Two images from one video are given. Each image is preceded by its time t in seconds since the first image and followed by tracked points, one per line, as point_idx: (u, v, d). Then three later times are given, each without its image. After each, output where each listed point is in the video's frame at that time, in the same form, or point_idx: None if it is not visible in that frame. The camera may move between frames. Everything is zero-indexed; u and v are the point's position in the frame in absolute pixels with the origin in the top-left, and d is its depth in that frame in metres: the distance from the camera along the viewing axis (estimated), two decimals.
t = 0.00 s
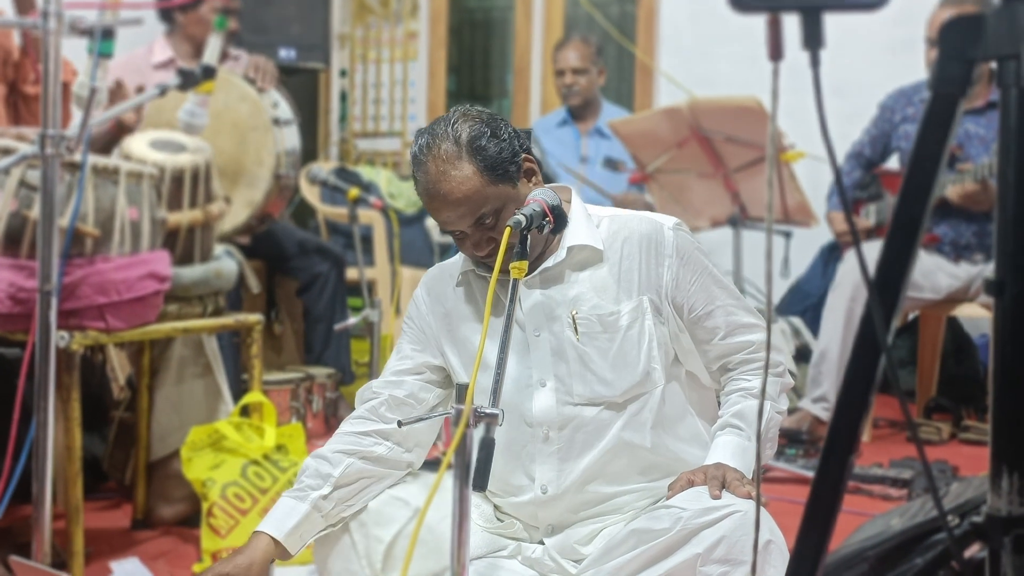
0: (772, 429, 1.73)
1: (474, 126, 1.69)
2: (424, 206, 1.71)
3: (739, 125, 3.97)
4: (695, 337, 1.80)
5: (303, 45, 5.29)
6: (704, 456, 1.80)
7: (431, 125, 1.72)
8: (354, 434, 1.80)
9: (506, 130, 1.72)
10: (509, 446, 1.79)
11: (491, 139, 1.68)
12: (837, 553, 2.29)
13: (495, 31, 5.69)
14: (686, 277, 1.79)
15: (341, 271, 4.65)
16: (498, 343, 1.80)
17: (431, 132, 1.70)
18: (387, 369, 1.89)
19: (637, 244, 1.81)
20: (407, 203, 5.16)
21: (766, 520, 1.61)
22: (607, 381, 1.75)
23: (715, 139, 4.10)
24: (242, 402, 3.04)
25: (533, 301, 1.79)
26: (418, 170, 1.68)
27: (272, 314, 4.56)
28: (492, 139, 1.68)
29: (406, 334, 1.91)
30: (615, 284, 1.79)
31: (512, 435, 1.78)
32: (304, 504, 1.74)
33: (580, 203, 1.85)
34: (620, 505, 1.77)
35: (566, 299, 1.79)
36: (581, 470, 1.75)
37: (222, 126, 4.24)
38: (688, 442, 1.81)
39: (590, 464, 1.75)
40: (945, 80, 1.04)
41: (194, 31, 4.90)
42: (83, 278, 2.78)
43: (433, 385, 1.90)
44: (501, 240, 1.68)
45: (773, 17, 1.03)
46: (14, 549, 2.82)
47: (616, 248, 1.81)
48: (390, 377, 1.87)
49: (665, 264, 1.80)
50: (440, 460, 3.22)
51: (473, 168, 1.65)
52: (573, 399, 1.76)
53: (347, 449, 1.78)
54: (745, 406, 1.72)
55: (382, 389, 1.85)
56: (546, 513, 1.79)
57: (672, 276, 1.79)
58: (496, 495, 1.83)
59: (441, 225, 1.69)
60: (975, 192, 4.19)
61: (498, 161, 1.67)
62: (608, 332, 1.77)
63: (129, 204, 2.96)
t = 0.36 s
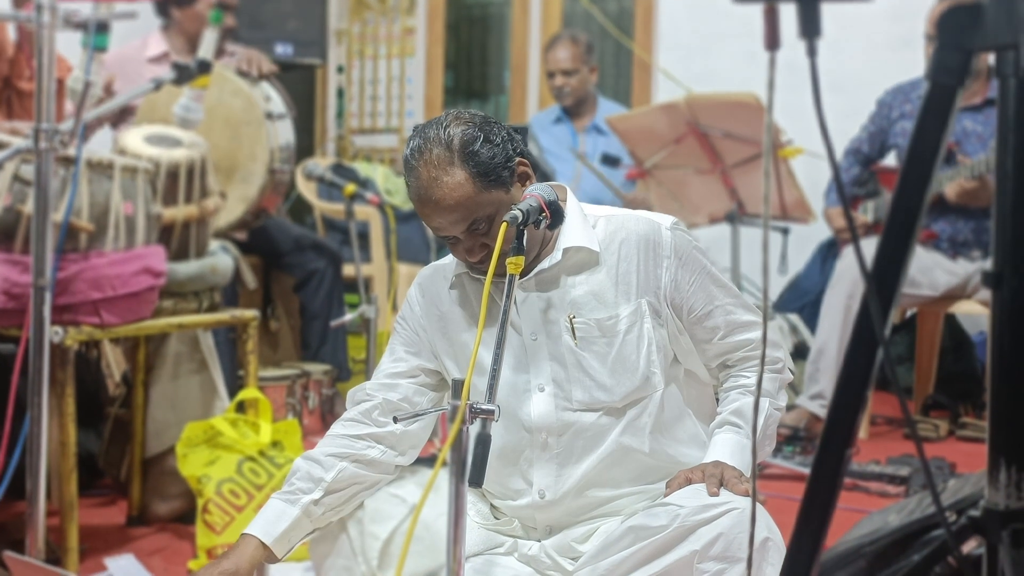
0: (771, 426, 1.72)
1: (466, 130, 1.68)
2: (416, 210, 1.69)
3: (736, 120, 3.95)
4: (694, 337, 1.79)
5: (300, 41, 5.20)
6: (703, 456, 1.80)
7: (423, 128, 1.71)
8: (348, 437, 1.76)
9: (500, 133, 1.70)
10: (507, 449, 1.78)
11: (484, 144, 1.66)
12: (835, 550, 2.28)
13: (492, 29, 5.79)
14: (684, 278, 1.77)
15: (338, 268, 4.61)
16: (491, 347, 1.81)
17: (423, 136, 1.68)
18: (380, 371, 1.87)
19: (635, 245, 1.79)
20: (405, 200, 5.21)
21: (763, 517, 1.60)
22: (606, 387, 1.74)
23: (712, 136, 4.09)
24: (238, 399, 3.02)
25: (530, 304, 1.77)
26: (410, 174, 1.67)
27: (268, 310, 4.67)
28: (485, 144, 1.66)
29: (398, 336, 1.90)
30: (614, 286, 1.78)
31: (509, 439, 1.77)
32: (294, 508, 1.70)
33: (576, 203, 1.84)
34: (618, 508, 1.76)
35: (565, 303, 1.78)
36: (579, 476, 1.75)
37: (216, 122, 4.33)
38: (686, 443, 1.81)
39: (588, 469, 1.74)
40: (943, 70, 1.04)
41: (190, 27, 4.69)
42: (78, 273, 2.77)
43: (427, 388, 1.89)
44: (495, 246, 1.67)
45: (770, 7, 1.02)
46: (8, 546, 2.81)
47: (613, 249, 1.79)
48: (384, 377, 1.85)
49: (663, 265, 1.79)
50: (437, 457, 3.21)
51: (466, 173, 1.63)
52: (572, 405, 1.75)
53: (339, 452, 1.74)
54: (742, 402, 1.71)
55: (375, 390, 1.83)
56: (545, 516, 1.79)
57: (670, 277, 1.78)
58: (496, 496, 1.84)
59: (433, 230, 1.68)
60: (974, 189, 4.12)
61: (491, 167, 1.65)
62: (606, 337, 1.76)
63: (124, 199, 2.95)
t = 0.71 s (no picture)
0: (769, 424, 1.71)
1: (462, 129, 1.67)
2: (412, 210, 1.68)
3: (734, 117, 3.94)
4: (692, 334, 1.79)
5: (297, 37, 5.17)
6: (701, 454, 1.79)
7: (418, 128, 1.70)
8: (342, 434, 1.75)
9: (495, 133, 1.69)
10: (505, 446, 1.78)
11: (480, 143, 1.65)
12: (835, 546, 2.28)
13: (490, 24, 5.85)
14: (684, 275, 1.77)
15: (335, 264, 4.63)
16: (489, 345, 1.80)
17: (418, 135, 1.67)
18: (376, 369, 1.86)
19: (634, 243, 1.78)
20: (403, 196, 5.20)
21: (763, 514, 1.60)
22: (605, 384, 1.73)
23: (711, 131, 4.08)
24: (235, 395, 3.01)
25: (528, 302, 1.77)
26: (406, 174, 1.66)
27: (265, 306, 4.64)
28: (481, 142, 1.65)
29: (394, 334, 1.89)
30: (613, 284, 1.77)
31: (507, 437, 1.77)
32: (288, 502, 1.69)
33: (574, 201, 1.84)
34: (616, 505, 1.75)
35: (564, 300, 1.77)
36: (577, 473, 1.74)
37: (214, 117, 4.31)
38: (684, 441, 1.80)
39: (586, 466, 1.73)
40: (945, 62, 1.03)
41: (187, 22, 4.69)
42: (74, 269, 2.76)
43: (423, 386, 1.88)
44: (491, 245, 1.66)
45: None
46: (3, 542, 2.80)
47: (612, 247, 1.79)
48: (380, 375, 1.85)
49: (662, 262, 1.78)
50: (434, 453, 3.20)
51: (462, 173, 1.62)
52: (571, 403, 1.74)
53: (334, 447, 1.73)
54: (740, 399, 1.71)
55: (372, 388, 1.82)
56: (543, 512, 1.78)
57: (669, 275, 1.77)
58: (493, 493, 1.83)
59: (429, 230, 1.67)
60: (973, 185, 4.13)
61: (487, 166, 1.64)
62: (605, 335, 1.75)
63: (120, 194, 2.94)
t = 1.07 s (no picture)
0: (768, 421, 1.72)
1: (457, 127, 1.66)
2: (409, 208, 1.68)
3: (731, 113, 4.00)
4: (689, 331, 1.79)
5: (295, 33, 5.20)
6: (699, 450, 1.79)
7: (413, 126, 1.69)
8: (339, 431, 1.75)
9: (491, 130, 1.69)
10: (503, 443, 1.77)
11: (476, 141, 1.65)
12: (832, 543, 2.28)
13: (489, 20, 5.70)
14: (681, 271, 1.77)
15: (332, 261, 4.64)
16: (487, 342, 1.79)
17: (414, 134, 1.67)
18: (373, 366, 1.86)
19: (631, 239, 1.78)
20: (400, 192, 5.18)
21: (763, 510, 1.59)
22: (603, 381, 1.72)
23: (709, 128, 4.10)
24: (232, 391, 3.00)
25: (525, 298, 1.76)
26: (402, 173, 1.65)
27: (263, 302, 4.57)
28: (477, 140, 1.65)
29: (391, 331, 1.89)
30: (610, 280, 1.76)
31: (505, 433, 1.77)
32: (284, 499, 1.68)
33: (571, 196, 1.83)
34: (613, 501, 1.75)
35: (561, 297, 1.77)
36: (575, 470, 1.73)
37: (212, 113, 4.23)
38: (682, 437, 1.79)
39: (583, 463, 1.73)
40: (952, 55, 1.03)
41: (185, 17, 4.69)
42: (71, 264, 2.75)
43: (420, 383, 1.88)
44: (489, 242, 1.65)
45: None
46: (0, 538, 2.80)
47: (609, 244, 1.78)
48: (376, 372, 1.84)
49: (659, 258, 1.78)
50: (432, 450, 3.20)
51: (458, 170, 1.62)
52: (569, 400, 1.74)
53: (331, 445, 1.73)
54: (738, 395, 1.71)
55: (370, 386, 1.81)
56: (540, 509, 1.78)
57: (667, 271, 1.77)
58: (491, 490, 1.83)
59: (426, 228, 1.66)
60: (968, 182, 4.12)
61: (483, 164, 1.63)
62: (603, 331, 1.75)
63: (117, 189, 2.94)
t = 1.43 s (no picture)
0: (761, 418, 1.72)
1: (449, 121, 1.65)
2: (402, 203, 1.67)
3: (728, 109, 3.95)
4: (684, 326, 1.79)
5: (291, 27, 5.19)
6: (694, 445, 1.79)
7: (406, 121, 1.68)
8: (333, 427, 1.74)
9: (483, 125, 1.68)
10: (497, 439, 1.77)
11: (468, 135, 1.64)
12: (827, 538, 2.28)
13: (484, 16, 5.67)
14: (675, 266, 1.77)
15: (328, 256, 4.61)
16: (482, 338, 1.78)
17: (406, 129, 1.66)
18: (367, 362, 1.85)
19: (625, 233, 1.78)
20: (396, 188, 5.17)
21: (757, 505, 1.59)
22: (597, 376, 1.72)
23: (705, 123, 4.08)
24: (228, 386, 3.00)
25: (520, 293, 1.76)
26: (395, 168, 1.65)
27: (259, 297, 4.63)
28: (469, 134, 1.64)
29: (385, 327, 1.88)
30: (604, 275, 1.76)
31: (499, 428, 1.76)
32: (278, 495, 1.68)
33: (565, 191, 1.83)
34: (608, 496, 1.75)
35: (555, 291, 1.76)
36: (569, 465, 1.73)
37: (207, 107, 4.28)
38: (677, 432, 1.79)
39: (578, 458, 1.73)
40: (946, 46, 1.03)
41: (176, 9, 4.62)
42: (65, 259, 2.75)
43: (415, 378, 1.87)
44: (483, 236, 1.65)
45: None
46: None
47: (603, 239, 1.77)
48: (370, 367, 1.84)
49: (653, 253, 1.78)
50: (428, 446, 3.19)
51: (451, 166, 1.61)
52: (563, 395, 1.74)
53: (325, 440, 1.73)
54: (732, 391, 1.71)
55: (365, 381, 1.81)
56: (535, 503, 1.78)
57: (660, 266, 1.77)
58: (485, 484, 1.83)
59: (419, 223, 1.66)
60: (966, 178, 4.10)
61: (476, 158, 1.63)
62: (597, 326, 1.74)
63: (112, 183, 2.92)
